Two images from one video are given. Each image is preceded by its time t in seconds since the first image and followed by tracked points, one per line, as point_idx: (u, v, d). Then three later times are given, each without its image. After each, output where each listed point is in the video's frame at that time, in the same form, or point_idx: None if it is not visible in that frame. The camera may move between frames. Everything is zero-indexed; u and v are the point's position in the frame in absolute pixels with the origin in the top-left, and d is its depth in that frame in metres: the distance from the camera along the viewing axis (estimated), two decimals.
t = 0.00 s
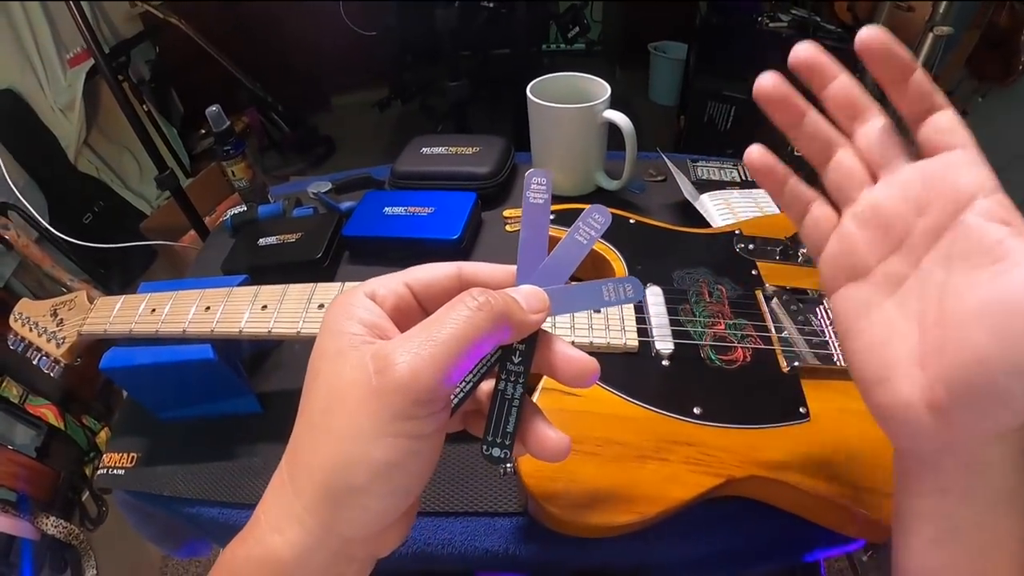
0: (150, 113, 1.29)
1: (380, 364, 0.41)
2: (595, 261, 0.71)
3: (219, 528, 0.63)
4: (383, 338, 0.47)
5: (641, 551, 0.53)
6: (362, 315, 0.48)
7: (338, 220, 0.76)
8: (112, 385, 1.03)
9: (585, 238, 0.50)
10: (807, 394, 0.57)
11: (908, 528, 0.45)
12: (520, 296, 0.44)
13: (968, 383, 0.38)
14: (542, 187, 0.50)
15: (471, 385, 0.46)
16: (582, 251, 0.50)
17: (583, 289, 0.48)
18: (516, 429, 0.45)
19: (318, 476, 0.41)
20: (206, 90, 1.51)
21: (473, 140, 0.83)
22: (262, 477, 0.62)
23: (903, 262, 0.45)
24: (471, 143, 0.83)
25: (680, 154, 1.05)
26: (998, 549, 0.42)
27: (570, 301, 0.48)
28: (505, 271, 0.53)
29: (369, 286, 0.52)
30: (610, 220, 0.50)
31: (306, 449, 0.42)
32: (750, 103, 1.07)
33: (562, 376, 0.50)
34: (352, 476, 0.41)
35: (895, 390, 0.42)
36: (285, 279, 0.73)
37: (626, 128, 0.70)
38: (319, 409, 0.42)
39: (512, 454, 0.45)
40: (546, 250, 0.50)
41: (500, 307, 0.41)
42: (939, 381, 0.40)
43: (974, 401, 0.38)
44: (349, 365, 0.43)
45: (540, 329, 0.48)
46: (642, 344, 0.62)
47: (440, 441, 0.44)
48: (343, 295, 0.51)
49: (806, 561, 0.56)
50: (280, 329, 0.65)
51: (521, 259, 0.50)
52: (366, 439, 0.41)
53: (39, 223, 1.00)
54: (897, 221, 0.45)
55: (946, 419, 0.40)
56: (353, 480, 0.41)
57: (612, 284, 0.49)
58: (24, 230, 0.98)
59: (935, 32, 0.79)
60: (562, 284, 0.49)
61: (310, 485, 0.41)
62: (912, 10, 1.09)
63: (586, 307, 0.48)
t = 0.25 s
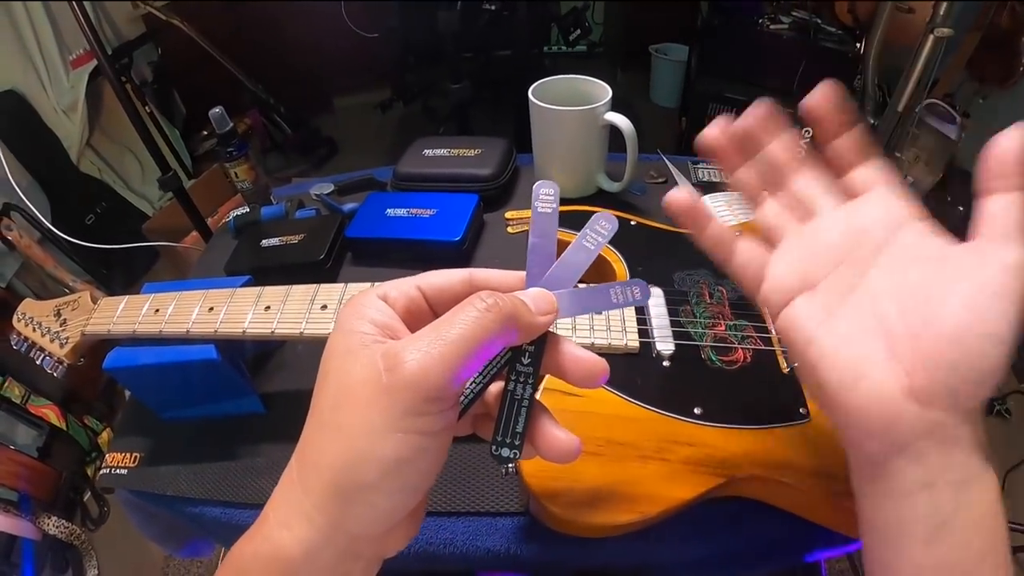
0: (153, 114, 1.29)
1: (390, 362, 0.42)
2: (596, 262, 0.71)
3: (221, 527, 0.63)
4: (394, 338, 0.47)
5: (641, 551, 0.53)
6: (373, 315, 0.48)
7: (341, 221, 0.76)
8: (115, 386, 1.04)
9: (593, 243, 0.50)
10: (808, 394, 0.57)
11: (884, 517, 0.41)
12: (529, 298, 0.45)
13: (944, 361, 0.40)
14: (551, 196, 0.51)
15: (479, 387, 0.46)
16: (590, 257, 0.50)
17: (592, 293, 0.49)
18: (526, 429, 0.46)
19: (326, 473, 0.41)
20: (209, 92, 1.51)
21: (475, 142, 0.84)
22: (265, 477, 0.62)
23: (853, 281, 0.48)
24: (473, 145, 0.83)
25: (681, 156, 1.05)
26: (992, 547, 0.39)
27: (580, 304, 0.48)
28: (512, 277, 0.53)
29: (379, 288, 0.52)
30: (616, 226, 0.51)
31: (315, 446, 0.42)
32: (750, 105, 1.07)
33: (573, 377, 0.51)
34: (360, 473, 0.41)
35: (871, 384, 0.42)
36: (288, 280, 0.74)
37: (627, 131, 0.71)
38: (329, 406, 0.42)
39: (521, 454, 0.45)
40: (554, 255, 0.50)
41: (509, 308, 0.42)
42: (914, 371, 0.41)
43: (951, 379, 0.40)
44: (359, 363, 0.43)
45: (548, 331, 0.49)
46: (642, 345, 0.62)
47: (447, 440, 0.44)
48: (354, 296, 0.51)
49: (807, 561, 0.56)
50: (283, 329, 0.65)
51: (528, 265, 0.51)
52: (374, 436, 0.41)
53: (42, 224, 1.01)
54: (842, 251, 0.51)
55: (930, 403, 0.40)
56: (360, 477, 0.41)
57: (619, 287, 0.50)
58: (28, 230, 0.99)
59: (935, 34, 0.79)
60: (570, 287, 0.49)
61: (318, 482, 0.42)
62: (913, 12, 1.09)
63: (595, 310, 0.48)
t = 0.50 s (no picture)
0: (154, 122, 1.30)
1: (390, 370, 0.42)
2: (596, 264, 0.71)
3: (225, 533, 0.63)
4: (394, 345, 0.47)
5: (644, 553, 0.53)
6: (373, 322, 0.48)
7: (341, 227, 0.77)
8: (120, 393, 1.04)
9: (591, 250, 0.51)
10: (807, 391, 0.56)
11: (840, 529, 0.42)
12: (527, 306, 0.45)
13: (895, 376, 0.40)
14: (549, 202, 0.51)
15: (478, 395, 0.47)
16: (588, 264, 0.50)
17: (591, 299, 0.49)
18: (525, 436, 0.46)
19: (327, 479, 0.41)
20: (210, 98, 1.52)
21: (474, 145, 0.84)
22: (268, 483, 0.63)
23: (808, 307, 0.47)
24: (472, 148, 0.83)
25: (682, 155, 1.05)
26: (957, 550, 0.39)
27: (578, 312, 0.48)
28: (513, 283, 0.53)
29: (380, 294, 0.52)
30: (614, 233, 0.51)
31: (317, 452, 0.42)
32: (750, 103, 1.07)
33: (572, 384, 0.50)
34: (361, 480, 0.41)
35: (823, 404, 0.42)
36: (288, 286, 0.74)
37: (626, 132, 0.71)
38: (330, 414, 0.43)
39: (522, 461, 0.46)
40: (552, 262, 0.51)
41: (506, 317, 0.42)
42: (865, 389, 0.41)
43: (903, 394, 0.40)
44: (359, 370, 0.43)
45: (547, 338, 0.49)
46: (642, 346, 0.62)
47: (448, 446, 0.45)
48: (355, 303, 0.51)
49: (810, 560, 0.56)
50: (284, 335, 0.65)
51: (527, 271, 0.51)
52: (374, 443, 0.41)
53: (45, 233, 1.01)
54: (802, 278, 0.49)
55: (878, 420, 0.40)
56: (361, 484, 0.41)
57: (618, 293, 0.50)
58: (30, 239, 0.99)
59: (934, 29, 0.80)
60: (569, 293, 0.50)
61: (319, 488, 0.42)
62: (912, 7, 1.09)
63: (596, 316, 0.49)
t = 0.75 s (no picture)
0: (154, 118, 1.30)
1: (392, 367, 0.42)
2: (592, 265, 0.71)
3: (220, 531, 0.63)
4: (396, 344, 0.47)
5: (637, 554, 0.53)
6: (375, 321, 0.48)
7: (338, 225, 0.77)
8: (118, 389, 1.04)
9: (586, 242, 0.51)
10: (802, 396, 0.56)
11: (862, 516, 0.46)
12: (526, 300, 0.45)
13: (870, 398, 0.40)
14: (541, 198, 0.51)
15: (483, 390, 0.47)
16: (584, 255, 0.50)
17: (590, 289, 0.49)
18: (534, 428, 0.46)
19: (332, 477, 0.41)
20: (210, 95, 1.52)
21: (472, 145, 0.84)
22: (263, 481, 0.62)
23: (810, 290, 0.48)
24: (470, 148, 0.83)
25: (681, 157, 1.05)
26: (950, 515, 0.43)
27: (577, 300, 0.48)
28: (510, 277, 0.54)
29: (381, 294, 0.52)
30: (607, 224, 0.51)
31: (320, 450, 0.42)
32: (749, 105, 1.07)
33: (575, 373, 0.51)
34: (366, 476, 0.41)
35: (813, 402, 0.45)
36: (285, 284, 0.74)
37: (624, 133, 0.71)
38: (333, 412, 0.43)
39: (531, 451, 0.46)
40: (549, 256, 0.51)
41: (507, 311, 0.42)
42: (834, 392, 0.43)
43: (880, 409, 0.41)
44: (362, 369, 0.43)
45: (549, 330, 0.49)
46: (636, 347, 0.62)
47: (454, 440, 0.44)
48: (357, 303, 0.52)
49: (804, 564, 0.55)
50: (279, 334, 0.65)
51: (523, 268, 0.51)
52: (379, 440, 0.41)
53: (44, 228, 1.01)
54: (805, 257, 0.49)
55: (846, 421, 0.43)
56: (366, 481, 0.41)
57: (616, 281, 0.50)
58: (30, 235, 0.98)
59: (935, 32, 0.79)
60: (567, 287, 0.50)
61: (324, 486, 0.42)
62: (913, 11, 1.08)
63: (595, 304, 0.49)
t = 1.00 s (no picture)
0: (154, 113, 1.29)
1: (394, 366, 0.41)
2: (594, 259, 0.71)
3: (220, 525, 0.63)
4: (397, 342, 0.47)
5: (638, 549, 0.53)
6: (376, 319, 0.48)
7: (339, 219, 0.76)
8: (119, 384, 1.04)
9: (589, 240, 0.51)
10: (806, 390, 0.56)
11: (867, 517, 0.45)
12: (529, 298, 0.44)
13: (887, 378, 0.40)
14: (543, 196, 0.51)
15: (485, 388, 0.47)
16: (587, 254, 0.50)
17: (592, 287, 0.49)
18: (535, 427, 0.46)
19: (332, 476, 0.41)
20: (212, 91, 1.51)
21: (473, 139, 0.83)
22: (264, 475, 0.62)
23: (802, 293, 0.48)
24: (471, 142, 0.83)
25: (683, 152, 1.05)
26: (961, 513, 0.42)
27: (579, 300, 0.48)
28: (514, 275, 0.53)
29: (382, 291, 0.52)
30: (610, 221, 0.51)
31: (321, 448, 0.42)
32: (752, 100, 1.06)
33: (578, 372, 0.51)
34: (366, 475, 0.41)
35: (816, 398, 0.44)
36: (285, 278, 0.74)
37: (626, 126, 0.70)
38: (334, 410, 0.42)
39: (532, 451, 0.45)
40: (552, 252, 0.51)
41: (510, 309, 0.41)
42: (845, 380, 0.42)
43: (895, 390, 0.40)
44: (363, 367, 0.43)
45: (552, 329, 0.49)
46: (639, 341, 0.62)
47: (455, 440, 0.44)
48: (357, 300, 0.51)
49: (806, 558, 0.55)
50: (280, 327, 0.65)
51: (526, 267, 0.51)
52: (380, 438, 0.41)
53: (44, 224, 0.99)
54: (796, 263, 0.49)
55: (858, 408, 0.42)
56: (367, 480, 0.41)
57: (619, 280, 0.50)
58: (30, 231, 0.96)
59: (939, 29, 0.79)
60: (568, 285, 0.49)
61: (325, 485, 0.41)
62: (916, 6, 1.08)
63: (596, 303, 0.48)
